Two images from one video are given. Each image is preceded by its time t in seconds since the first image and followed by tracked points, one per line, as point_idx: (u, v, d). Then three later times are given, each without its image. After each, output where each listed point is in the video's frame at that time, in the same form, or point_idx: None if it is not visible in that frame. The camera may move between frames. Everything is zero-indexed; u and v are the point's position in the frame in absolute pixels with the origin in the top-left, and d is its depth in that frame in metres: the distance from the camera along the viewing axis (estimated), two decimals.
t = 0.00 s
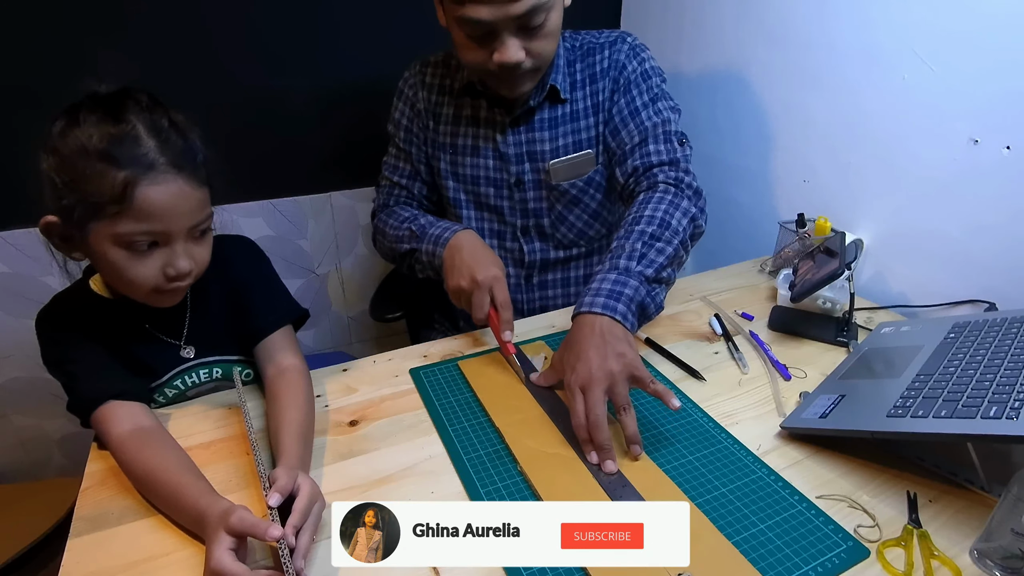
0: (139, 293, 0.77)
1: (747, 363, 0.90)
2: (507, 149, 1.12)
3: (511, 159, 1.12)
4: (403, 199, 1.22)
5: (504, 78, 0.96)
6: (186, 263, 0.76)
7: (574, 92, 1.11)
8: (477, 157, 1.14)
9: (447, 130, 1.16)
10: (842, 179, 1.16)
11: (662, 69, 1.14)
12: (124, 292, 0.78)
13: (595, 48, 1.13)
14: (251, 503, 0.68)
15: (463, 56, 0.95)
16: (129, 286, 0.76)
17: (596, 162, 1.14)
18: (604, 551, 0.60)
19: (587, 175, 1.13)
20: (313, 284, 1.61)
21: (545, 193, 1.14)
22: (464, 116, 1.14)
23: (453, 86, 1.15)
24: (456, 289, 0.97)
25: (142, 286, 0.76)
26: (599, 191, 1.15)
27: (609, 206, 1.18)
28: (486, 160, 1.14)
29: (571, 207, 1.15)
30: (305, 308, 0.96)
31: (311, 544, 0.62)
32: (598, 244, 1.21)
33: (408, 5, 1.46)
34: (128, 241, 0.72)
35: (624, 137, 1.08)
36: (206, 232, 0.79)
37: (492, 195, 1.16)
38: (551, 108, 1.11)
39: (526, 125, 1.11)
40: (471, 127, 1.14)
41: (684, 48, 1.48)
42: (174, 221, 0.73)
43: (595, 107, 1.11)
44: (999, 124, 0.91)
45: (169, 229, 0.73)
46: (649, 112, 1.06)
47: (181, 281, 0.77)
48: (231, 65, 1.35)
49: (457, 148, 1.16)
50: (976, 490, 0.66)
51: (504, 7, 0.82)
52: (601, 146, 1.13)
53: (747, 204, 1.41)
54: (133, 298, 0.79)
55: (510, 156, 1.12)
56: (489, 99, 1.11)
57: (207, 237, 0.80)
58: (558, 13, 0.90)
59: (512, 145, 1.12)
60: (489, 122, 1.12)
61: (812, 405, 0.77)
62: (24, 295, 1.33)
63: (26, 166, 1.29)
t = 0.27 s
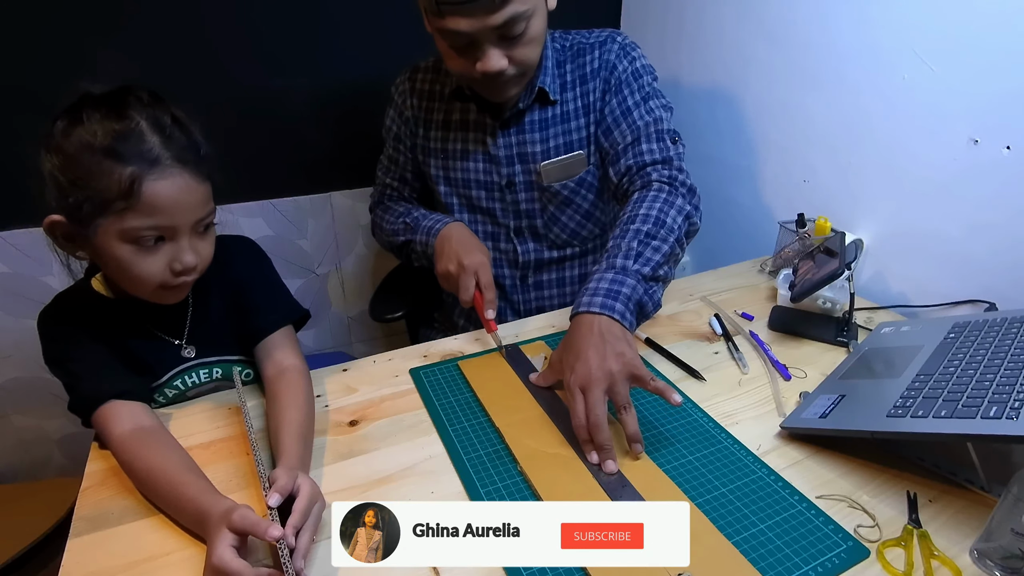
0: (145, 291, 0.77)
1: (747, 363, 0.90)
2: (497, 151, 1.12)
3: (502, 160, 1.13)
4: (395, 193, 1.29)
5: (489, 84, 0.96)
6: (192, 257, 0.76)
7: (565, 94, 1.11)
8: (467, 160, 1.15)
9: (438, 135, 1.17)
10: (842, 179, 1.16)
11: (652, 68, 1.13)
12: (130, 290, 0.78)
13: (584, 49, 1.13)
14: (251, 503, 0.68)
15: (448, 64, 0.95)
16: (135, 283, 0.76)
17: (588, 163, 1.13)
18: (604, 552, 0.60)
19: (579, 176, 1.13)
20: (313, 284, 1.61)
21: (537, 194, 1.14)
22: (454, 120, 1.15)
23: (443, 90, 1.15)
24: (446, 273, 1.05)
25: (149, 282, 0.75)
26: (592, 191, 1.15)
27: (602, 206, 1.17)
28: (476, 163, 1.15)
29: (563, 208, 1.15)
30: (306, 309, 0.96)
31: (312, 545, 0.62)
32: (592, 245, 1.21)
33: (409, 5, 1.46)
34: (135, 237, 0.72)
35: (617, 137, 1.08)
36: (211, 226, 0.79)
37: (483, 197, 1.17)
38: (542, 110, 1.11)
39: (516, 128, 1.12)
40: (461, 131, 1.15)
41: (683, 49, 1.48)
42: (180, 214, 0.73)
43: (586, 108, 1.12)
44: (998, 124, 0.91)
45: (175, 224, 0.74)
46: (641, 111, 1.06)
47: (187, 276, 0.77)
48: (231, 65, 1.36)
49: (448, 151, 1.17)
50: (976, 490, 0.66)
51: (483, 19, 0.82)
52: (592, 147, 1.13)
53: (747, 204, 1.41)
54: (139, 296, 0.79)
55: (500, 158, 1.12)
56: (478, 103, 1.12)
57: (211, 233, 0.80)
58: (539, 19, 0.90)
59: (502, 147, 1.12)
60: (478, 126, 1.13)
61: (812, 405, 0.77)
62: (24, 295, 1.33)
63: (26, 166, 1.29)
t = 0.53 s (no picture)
0: (153, 289, 0.78)
1: (747, 363, 0.90)
2: (494, 152, 1.12)
3: (499, 161, 1.13)
4: (392, 189, 1.31)
5: (486, 85, 0.96)
6: (198, 254, 0.76)
7: (564, 95, 1.11)
8: (464, 162, 1.16)
9: (435, 137, 1.18)
10: (842, 179, 1.16)
11: (654, 68, 1.13)
12: (135, 289, 0.78)
13: (584, 50, 1.13)
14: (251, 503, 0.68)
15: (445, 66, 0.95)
16: (143, 282, 0.76)
17: (586, 164, 1.13)
18: (605, 552, 0.60)
19: (578, 177, 1.13)
20: (313, 284, 1.61)
21: (535, 195, 1.14)
22: (451, 121, 1.15)
23: (441, 92, 1.16)
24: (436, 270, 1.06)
25: (157, 280, 0.76)
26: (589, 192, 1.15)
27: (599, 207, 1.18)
28: (473, 164, 1.15)
29: (561, 209, 1.15)
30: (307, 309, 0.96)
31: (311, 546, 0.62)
32: (589, 246, 1.21)
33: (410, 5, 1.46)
34: (142, 236, 0.73)
35: (618, 139, 1.08)
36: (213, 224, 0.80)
37: (481, 199, 1.17)
38: (540, 111, 1.11)
39: (513, 129, 1.12)
40: (458, 133, 1.15)
41: (683, 49, 1.49)
42: (185, 212, 0.74)
43: (585, 109, 1.12)
44: (998, 124, 0.91)
45: (180, 221, 0.74)
46: (642, 113, 1.06)
47: (194, 272, 0.77)
48: (232, 65, 1.36)
49: (446, 153, 1.17)
50: (976, 490, 0.66)
51: (478, 22, 0.81)
52: (591, 148, 1.13)
53: (747, 204, 1.41)
54: (144, 294, 0.80)
55: (497, 159, 1.13)
56: (475, 105, 1.12)
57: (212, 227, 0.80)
58: (536, 19, 0.90)
59: (499, 148, 1.12)
60: (475, 127, 1.14)
61: (812, 405, 0.77)
62: (24, 295, 1.33)
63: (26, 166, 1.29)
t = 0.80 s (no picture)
0: (158, 291, 0.77)
1: (747, 363, 0.90)
2: (507, 155, 1.11)
3: (511, 165, 1.12)
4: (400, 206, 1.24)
5: (498, 84, 0.96)
6: (202, 254, 0.76)
7: (576, 98, 1.11)
8: (475, 166, 1.14)
9: (445, 141, 1.15)
10: (842, 179, 1.16)
11: (663, 73, 1.15)
12: (142, 292, 0.78)
13: (596, 52, 1.13)
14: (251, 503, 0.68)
15: (458, 61, 0.95)
16: (148, 285, 0.76)
17: (598, 167, 1.14)
18: (606, 553, 0.60)
19: (590, 180, 1.13)
20: (313, 284, 1.61)
21: (547, 199, 1.14)
22: (461, 124, 1.13)
23: (450, 95, 1.14)
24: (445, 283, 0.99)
25: (161, 282, 0.76)
26: (602, 196, 1.16)
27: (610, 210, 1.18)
28: (484, 168, 1.13)
29: (574, 212, 1.14)
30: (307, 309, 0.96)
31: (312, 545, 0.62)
32: (599, 248, 1.22)
33: (409, 6, 1.46)
34: (145, 237, 0.73)
35: (631, 142, 1.10)
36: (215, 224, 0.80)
37: (493, 203, 1.15)
38: (552, 114, 1.11)
39: (525, 132, 1.11)
40: (468, 136, 1.13)
41: (683, 49, 1.49)
42: (188, 212, 0.74)
43: (598, 112, 1.12)
44: (998, 124, 0.91)
45: (184, 221, 0.74)
46: (656, 118, 1.08)
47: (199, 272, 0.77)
48: (231, 65, 1.36)
49: (456, 156, 1.15)
50: (976, 490, 0.66)
51: (492, 13, 0.81)
52: (603, 151, 1.14)
53: (747, 205, 1.41)
54: (151, 297, 0.79)
55: (510, 162, 1.12)
56: (486, 108, 1.10)
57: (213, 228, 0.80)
58: (550, 15, 0.90)
59: (512, 151, 1.11)
60: (487, 130, 1.12)
61: (812, 405, 0.77)
62: (23, 295, 1.33)
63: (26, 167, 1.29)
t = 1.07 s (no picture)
0: (150, 291, 0.78)
1: (747, 363, 0.90)
2: (523, 161, 1.10)
3: (528, 171, 1.11)
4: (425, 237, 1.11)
5: (517, 84, 0.95)
6: (191, 254, 0.76)
7: (591, 101, 1.11)
8: (492, 172, 1.12)
9: (460, 146, 1.13)
10: (842, 179, 1.16)
11: (672, 77, 1.17)
12: (135, 292, 0.79)
13: (608, 55, 1.14)
14: (251, 503, 0.68)
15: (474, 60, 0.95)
16: (138, 285, 0.77)
17: (611, 171, 1.15)
18: (606, 553, 0.60)
19: (604, 184, 1.14)
20: (313, 284, 1.61)
21: (561, 203, 1.14)
22: (476, 130, 1.11)
23: (460, 102, 1.11)
24: (497, 361, 0.85)
25: (151, 282, 0.76)
26: (614, 199, 1.17)
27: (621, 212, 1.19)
28: (501, 175, 1.12)
29: (588, 216, 1.15)
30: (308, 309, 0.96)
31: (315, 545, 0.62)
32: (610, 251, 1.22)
33: (409, 6, 1.46)
34: (133, 238, 0.73)
35: (642, 146, 1.11)
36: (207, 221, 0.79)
37: (507, 209, 1.14)
38: (568, 118, 1.10)
39: (541, 137, 1.10)
40: (484, 141, 1.11)
41: (683, 49, 1.49)
42: (174, 212, 0.73)
43: (611, 116, 1.13)
44: (998, 124, 0.91)
45: (171, 222, 0.74)
46: (666, 122, 1.10)
47: (190, 273, 0.77)
48: (231, 65, 1.35)
49: (471, 162, 1.13)
50: (976, 490, 0.66)
51: (516, 10, 0.82)
52: (616, 155, 1.15)
53: (747, 205, 1.41)
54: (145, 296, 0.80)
55: (527, 168, 1.11)
56: (501, 114, 1.09)
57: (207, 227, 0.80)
58: (571, 14, 0.90)
59: (528, 157, 1.10)
60: (503, 136, 1.10)
61: (812, 405, 0.77)
62: (24, 295, 1.33)
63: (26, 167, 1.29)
